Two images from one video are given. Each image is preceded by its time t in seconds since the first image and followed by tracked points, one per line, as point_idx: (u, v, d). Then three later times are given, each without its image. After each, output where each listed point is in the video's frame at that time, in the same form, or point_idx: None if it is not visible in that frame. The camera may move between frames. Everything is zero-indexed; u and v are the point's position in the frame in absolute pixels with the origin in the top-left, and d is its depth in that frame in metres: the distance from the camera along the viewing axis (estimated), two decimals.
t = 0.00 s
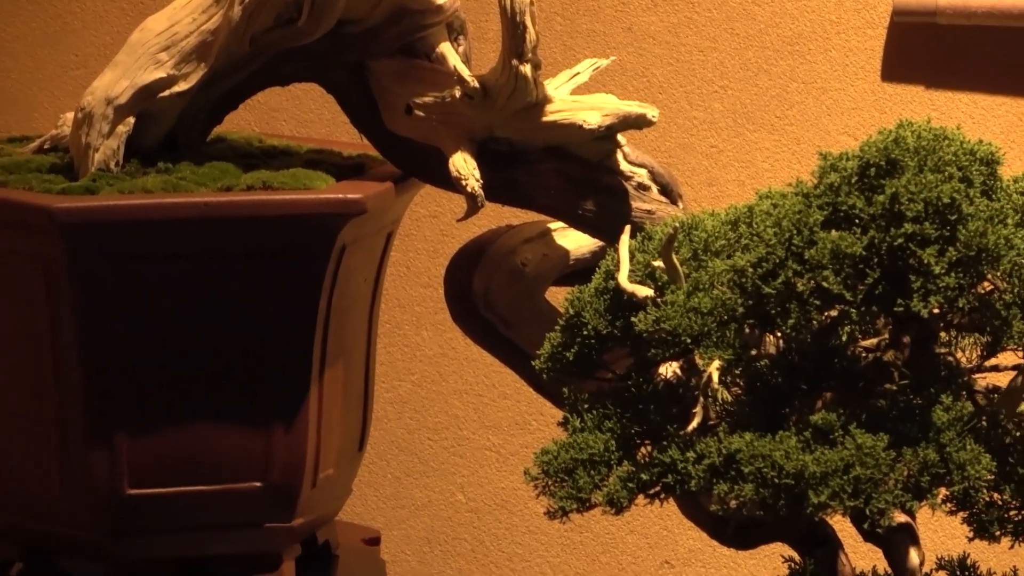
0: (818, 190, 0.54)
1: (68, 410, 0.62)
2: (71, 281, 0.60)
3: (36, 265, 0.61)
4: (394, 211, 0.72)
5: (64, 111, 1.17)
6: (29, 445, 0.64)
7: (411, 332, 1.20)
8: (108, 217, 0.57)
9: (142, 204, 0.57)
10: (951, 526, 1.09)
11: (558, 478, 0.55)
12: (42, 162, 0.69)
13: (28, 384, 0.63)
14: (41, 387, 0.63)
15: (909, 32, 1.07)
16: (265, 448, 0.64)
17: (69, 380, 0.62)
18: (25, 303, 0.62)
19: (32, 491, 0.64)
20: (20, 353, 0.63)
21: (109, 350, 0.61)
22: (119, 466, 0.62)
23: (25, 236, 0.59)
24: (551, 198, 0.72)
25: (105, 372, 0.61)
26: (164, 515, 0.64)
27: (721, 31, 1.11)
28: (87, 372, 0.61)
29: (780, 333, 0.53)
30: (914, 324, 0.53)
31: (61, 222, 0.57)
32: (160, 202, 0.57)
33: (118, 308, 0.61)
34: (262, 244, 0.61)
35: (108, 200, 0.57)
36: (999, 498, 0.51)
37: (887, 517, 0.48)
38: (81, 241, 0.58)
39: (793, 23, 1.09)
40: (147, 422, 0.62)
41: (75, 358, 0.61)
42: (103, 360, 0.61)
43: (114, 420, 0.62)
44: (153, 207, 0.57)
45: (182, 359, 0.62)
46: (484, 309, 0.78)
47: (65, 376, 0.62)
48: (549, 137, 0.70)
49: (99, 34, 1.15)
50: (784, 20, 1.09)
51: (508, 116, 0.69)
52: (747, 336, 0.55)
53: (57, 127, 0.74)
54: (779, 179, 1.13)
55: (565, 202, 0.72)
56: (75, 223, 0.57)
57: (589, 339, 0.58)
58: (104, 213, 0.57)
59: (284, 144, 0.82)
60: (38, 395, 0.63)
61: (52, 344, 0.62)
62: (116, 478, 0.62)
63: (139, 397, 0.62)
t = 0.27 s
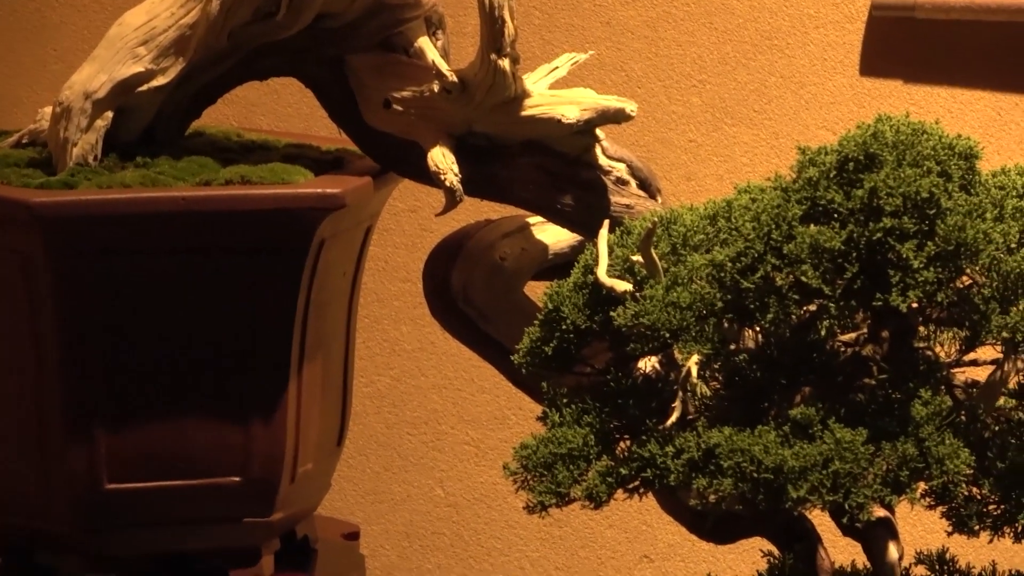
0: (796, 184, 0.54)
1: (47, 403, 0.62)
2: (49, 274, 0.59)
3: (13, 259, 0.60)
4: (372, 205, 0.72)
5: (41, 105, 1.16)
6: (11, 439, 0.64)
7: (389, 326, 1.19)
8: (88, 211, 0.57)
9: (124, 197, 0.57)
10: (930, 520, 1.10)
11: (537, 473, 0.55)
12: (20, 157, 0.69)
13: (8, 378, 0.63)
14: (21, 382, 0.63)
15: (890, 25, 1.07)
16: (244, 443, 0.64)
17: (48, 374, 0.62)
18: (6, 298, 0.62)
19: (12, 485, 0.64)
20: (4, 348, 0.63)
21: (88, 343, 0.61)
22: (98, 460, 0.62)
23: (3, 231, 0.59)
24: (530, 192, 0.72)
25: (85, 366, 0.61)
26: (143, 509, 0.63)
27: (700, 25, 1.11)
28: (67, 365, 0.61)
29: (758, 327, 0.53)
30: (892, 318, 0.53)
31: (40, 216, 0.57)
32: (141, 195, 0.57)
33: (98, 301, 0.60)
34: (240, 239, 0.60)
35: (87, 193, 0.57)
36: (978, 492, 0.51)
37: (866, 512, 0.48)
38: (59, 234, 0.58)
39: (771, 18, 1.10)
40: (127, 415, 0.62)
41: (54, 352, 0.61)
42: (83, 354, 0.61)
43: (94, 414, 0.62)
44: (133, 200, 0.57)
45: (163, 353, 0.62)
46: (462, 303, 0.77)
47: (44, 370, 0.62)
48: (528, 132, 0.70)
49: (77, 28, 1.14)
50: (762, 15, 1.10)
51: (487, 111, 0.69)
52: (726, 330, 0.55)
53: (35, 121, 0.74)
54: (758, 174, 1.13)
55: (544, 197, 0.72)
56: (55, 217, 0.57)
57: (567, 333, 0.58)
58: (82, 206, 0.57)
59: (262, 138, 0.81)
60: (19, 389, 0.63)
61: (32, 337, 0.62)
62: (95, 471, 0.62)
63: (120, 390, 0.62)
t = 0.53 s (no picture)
0: (785, 180, 0.54)
1: (35, 399, 0.62)
2: (37, 269, 0.59)
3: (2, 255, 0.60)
4: (361, 200, 0.72)
5: (29, 101, 1.16)
6: None
7: (378, 322, 1.19)
8: (77, 207, 0.57)
9: (112, 194, 0.57)
10: (919, 516, 1.11)
11: (526, 468, 0.56)
12: (9, 153, 0.68)
13: None
14: (10, 379, 0.62)
15: (878, 21, 1.08)
16: (233, 439, 0.63)
17: (37, 371, 0.61)
18: None
19: (1, 481, 0.64)
20: None
21: (78, 339, 0.61)
22: (86, 457, 0.62)
23: None
24: (518, 187, 0.72)
25: (74, 362, 0.61)
26: (131, 504, 0.63)
27: (688, 20, 1.11)
28: (56, 362, 0.61)
29: (747, 323, 0.53)
30: (882, 313, 0.54)
31: (28, 211, 0.56)
32: (128, 192, 0.57)
33: (88, 297, 0.60)
34: (229, 235, 0.60)
35: (77, 188, 0.57)
36: (967, 487, 0.51)
37: (854, 506, 0.49)
38: (48, 230, 0.58)
39: (759, 13, 1.10)
40: (115, 411, 0.62)
41: (43, 348, 0.61)
42: (73, 349, 0.61)
43: (83, 409, 0.62)
44: (121, 196, 0.57)
45: (152, 348, 0.62)
46: (451, 298, 0.77)
47: (33, 366, 0.61)
48: (516, 127, 0.70)
49: (66, 24, 1.14)
50: (750, 10, 1.10)
51: (475, 106, 0.69)
52: (715, 325, 0.55)
53: (25, 116, 0.74)
54: (747, 169, 1.13)
55: (532, 192, 0.72)
56: (44, 212, 0.56)
57: (556, 329, 0.58)
58: (71, 202, 0.56)
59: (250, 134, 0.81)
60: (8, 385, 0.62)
61: (20, 334, 0.61)
62: (82, 468, 0.62)
63: (108, 386, 0.62)
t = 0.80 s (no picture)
0: (774, 175, 0.54)
1: (24, 395, 0.62)
2: (26, 265, 0.59)
3: None
4: (350, 196, 0.71)
5: (18, 97, 1.15)
6: None
7: (367, 318, 1.19)
8: (65, 203, 0.56)
9: (100, 187, 0.56)
10: (908, 511, 1.11)
11: (515, 464, 0.56)
12: None
13: None
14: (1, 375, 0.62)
15: (867, 17, 1.08)
16: (221, 434, 0.63)
17: (26, 367, 0.61)
18: None
19: None
20: None
21: (67, 335, 0.61)
22: (74, 452, 0.61)
23: None
24: (506, 183, 0.72)
25: (63, 358, 0.61)
26: (120, 499, 0.62)
27: (677, 16, 1.11)
28: (45, 359, 0.61)
29: (737, 319, 0.53)
30: (872, 308, 0.54)
31: (17, 207, 0.56)
32: (118, 186, 0.57)
33: (77, 293, 0.60)
34: (217, 231, 0.60)
35: (66, 184, 0.57)
36: (956, 483, 0.51)
37: (843, 502, 0.49)
38: (37, 226, 0.57)
39: (748, 9, 1.10)
40: (104, 407, 0.62)
41: (32, 345, 0.61)
42: (61, 346, 0.61)
43: (71, 406, 0.61)
44: (110, 192, 0.57)
45: (141, 344, 0.62)
46: (440, 293, 0.77)
47: (22, 362, 0.61)
48: (505, 123, 0.70)
49: (55, 20, 1.13)
50: (739, 6, 1.10)
51: (464, 102, 0.68)
52: (703, 321, 0.55)
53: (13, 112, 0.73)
54: (736, 165, 1.13)
55: (520, 187, 0.72)
56: (32, 207, 0.56)
57: (545, 324, 0.58)
58: (59, 198, 0.56)
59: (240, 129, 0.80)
60: None
61: (9, 331, 0.61)
62: (71, 464, 0.61)
63: (97, 382, 0.61)
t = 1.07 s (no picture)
0: (759, 171, 0.55)
1: (12, 389, 0.62)
2: (13, 260, 0.60)
3: None
4: (336, 192, 0.71)
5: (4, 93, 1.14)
6: None
7: (353, 314, 1.19)
8: (51, 198, 0.56)
9: (84, 183, 0.56)
10: (895, 507, 1.12)
11: (501, 460, 0.56)
12: None
13: None
14: None
15: (853, 13, 1.08)
16: (207, 430, 0.63)
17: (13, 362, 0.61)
18: None
19: None
20: None
21: (52, 330, 0.61)
22: (60, 447, 0.61)
23: None
24: (492, 178, 0.72)
25: (50, 353, 0.61)
26: (105, 496, 0.62)
27: (663, 12, 1.11)
28: (32, 354, 0.61)
29: (723, 314, 0.53)
30: (858, 305, 0.54)
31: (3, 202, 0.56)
32: (102, 182, 0.56)
33: (64, 288, 0.60)
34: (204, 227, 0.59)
35: (51, 179, 0.57)
36: (942, 479, 0.51)
37: (830, 499, 0.49)
38: (23, 220, 0.57)
39: (734, 5, 1.10)
40: (90, 402, 0.61)
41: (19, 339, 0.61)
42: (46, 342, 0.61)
43: (58, 401, 0.61)
44: (95, 188, 0.56)
45: (127, 340, 0.61)
46: (426, 290, 0.77)
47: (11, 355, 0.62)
48: (490, 119, 0.69)
49: (42, 16, 1.12)
50: (725, 2, 1.10)
51: (449, 97, 0.68)
52: (690, 317, 0.55)
53: None
54: (722, 161, 1.13)
55: (506, 183, 0.72)
56: (17, 202, 0.56)
57: (531, 320, 0.58)
58: (45, 193, 0.56)
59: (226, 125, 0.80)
60: None
61: None
62: (57, 460, 0.61)
63: (84, 378, 0.61)
